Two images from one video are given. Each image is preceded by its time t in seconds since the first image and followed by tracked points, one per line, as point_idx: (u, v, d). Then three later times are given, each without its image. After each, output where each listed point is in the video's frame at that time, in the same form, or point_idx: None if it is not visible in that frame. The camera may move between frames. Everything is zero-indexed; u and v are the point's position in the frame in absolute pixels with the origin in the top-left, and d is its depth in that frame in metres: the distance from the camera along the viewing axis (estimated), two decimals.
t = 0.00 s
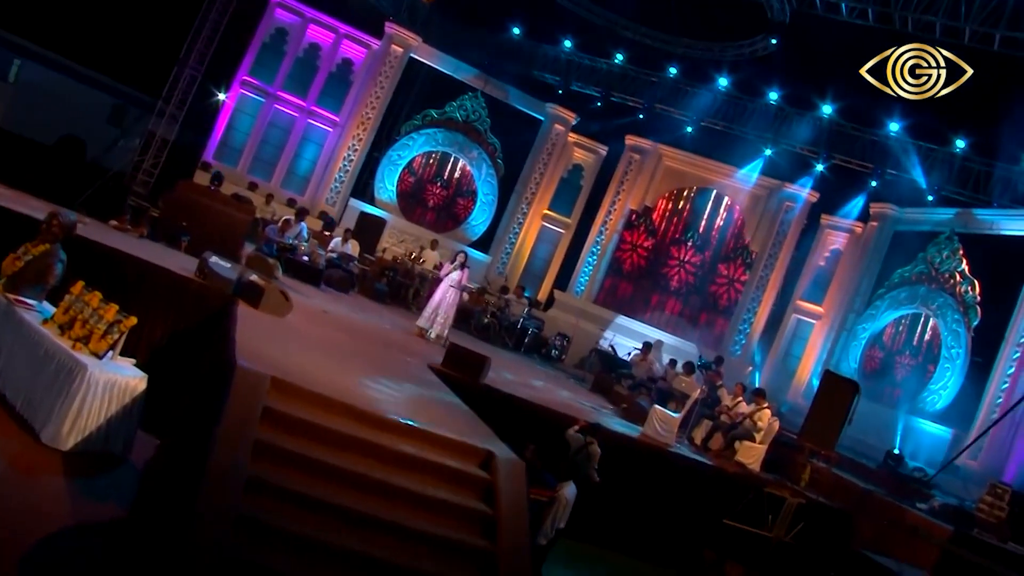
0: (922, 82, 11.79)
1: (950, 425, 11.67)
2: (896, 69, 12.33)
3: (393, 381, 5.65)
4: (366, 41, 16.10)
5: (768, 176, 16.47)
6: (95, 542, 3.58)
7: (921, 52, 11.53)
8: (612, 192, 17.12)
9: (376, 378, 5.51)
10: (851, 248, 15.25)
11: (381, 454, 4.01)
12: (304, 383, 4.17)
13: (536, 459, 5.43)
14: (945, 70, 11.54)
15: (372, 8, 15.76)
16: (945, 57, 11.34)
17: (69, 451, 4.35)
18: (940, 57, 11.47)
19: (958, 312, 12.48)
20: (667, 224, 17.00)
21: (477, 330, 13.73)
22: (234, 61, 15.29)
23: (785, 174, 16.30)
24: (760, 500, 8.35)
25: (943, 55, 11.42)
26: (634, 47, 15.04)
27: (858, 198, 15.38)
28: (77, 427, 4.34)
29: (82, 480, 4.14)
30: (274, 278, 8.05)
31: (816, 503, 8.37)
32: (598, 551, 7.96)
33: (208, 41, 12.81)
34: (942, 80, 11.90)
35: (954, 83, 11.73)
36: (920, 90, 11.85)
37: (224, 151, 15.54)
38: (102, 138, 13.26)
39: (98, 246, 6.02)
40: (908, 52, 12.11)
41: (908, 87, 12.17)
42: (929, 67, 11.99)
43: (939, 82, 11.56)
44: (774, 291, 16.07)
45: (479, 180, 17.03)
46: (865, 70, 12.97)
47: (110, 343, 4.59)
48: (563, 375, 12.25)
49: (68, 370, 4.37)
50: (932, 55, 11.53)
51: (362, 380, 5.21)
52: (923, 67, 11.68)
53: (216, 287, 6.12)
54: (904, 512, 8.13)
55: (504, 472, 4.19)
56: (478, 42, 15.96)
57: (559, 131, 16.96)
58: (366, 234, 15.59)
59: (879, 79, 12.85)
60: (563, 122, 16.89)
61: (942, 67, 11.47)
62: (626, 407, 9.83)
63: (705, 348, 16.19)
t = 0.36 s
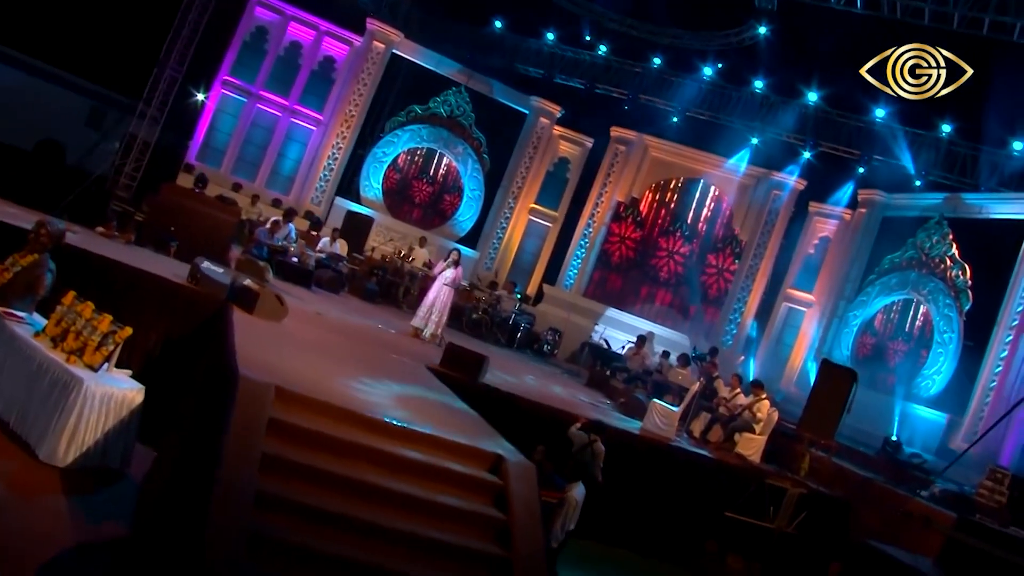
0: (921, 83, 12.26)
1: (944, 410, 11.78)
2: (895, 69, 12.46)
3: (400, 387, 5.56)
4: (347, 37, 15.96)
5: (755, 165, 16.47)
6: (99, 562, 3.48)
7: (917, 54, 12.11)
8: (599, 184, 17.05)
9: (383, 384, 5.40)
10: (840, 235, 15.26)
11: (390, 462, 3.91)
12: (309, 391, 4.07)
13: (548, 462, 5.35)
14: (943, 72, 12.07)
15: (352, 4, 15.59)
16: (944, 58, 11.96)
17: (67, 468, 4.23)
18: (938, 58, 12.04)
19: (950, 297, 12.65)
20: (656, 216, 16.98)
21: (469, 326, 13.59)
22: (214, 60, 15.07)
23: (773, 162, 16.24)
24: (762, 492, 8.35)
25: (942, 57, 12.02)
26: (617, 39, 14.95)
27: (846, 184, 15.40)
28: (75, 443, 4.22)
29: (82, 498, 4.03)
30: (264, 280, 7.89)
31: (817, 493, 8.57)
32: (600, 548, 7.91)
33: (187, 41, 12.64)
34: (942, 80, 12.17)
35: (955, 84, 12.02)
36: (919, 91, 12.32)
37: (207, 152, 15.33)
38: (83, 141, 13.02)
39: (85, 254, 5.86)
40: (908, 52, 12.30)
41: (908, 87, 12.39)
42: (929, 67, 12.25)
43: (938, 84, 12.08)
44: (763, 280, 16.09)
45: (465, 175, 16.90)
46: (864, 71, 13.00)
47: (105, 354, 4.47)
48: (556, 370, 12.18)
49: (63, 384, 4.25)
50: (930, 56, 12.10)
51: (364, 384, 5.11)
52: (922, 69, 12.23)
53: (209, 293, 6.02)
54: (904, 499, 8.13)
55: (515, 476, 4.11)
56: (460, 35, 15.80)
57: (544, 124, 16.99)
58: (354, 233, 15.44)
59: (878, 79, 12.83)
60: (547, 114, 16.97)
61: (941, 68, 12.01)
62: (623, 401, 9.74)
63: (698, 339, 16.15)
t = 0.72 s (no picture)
0: (922, 84, 12.05)
1: (946, 399, 11.85)
2: (895, 70, 12.30)
3: (386, 386, 5.43)
4: (335, 37, 15.79)
5: (750, 156, 16.40)
6: None
7: (918, 53, 12.01)
8: (592, 178, 16.97)
9: (374, 384, 5.32)
10: (836, 225, 15.26)
11: (409, 472, 3.81)
12: (323, 402, 3.97)
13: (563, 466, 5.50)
14: (945, 71, 11.86)
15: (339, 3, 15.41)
16: (945, 58, 11.80)
17: (72, 486, 4.12)
18: (940, 59, 11.87)
19: (948, 284, 12.68)
20: (651, 211, 16.85)
21: (468, 325, 13.41)
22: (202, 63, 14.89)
23: (765, 153, 16.25)
24: (771, 486, 8.31)
25: (944, 56, 11.86)
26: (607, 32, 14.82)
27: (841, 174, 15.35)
28: (80, 460, 4.10)
29: (91, 517, 3.92)
30: (263, 286, 7.76)
31: (823, 485, 8.53)
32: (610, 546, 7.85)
33: (174, 45, 12.53)
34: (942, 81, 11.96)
35: (954, 84, 11.80)
36: (919, 92, 12.11)
37: (196, 156, 15.16)
38: (69, 148, 12.86)
39: (83, 265, 5.73)
40: (909, 52, 12.13)
41: (908, 88, 12.21)
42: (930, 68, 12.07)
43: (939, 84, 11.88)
44: (760, 271, 16.05)
45: (457, 173, 16.77)
46: (864, 71, 12.80)
47: (109, 368, 4.35)
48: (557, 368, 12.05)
49: (67, 401, 4.13)
50: (931, 56, 11.95)
51: (373, 391, 4.99)
52: (923, 69, 12.06)
53: (209, 301, 5.88)
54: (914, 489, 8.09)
55: (534, 482, 4.01)
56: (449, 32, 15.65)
57: (535, 119, 16.74)
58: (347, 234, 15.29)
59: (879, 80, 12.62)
60: (538, 110, 16.72)
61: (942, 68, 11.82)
62: (627, 397, 9.67)
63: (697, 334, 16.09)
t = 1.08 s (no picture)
0: (921, 84, 11.97)
1: (955, 389, 11.83)
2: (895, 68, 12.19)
3: (383, 389, 5.30)
4: (329, 39, 15.66)
5: (749, 149, 16.30)
6: None
7: (919, 53, 11.94)
8: (591, 175, 16.90)
9: (374, 389, 5.15)
10: (837, 217, 15.20)
11: (433, 483, 3.71)
12: (342, 413, 3.86)
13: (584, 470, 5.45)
14: (945, 71, 11.78)
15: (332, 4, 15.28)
16: (946, 58, 11.73)
17: (85, 506, 4.02)
18: (940, 58, 11.80)
19: (953, 274, 12.65)
20: (650, 206, 16.78)
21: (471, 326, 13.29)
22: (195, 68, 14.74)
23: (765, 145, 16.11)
24: (785, 482, 8.26)
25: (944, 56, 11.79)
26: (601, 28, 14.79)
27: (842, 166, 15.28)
28: (92, 480, 4.00)
29: (105, 537, 3.81)
30: (267, 292, 7.65)
31: (836, 480, 8.45)
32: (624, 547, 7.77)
33: (165, 50, 12.48)
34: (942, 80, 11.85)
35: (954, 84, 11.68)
36: (919, 93, 12.03)
37: (192, 162, 15.03)
38: (64, 157, 12.83)
39: (86, 277, 5.61)
40: (908, 52, 12.06)
41: (908, 87, 12.10)
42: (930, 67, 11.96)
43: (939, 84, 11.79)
44: (762, 265, 15.96)
45: (455, 174, 16.66)
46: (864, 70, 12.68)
47: (118, 384, 4.24)
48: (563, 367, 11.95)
49: (77, 418, 4.04)
50: (931, 56, 11.88)
51: (387, 399, 4.88)
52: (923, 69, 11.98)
53: (214, 311, 5.76)
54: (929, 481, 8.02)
55: (560, 489, 3.92)
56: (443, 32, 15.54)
57: (531, 117, 16.65)
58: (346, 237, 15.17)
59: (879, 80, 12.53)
60: (535, 108, 16.64)
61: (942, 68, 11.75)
62: (637, 395, 9.59)
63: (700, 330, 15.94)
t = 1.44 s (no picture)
0: (921, 84, 12.02)
1: (959, 376, 11.81)
2: (895, 68, 12.19)
3: (401, 396, 5.20)
4: (319, 40, 15.53)
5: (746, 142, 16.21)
6: None
7: (919, 53, 11.94)
8: (586, 171, 16.81)
9: (375, 393, 5.01)
10: (834, 208, 15.18)
11: (456, 492, 3.61)
12: (360, 423, 3.76)
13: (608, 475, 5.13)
14: (944, 71, 11.81)
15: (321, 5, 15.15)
16: (946, 58, 11.72)
17: (96, 525, 3.90)
18: (940, 58, 11.79)
19: (955, 261, 12.62)
20: (647, 201, 16.66)
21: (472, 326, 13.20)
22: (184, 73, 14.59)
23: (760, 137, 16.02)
24: (798, 476, 8.23)
25: (944, 56, 11.78)
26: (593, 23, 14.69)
27: (838, 155, 15.23)
28: (102, 498, 3.88)
29: (119, 557, 3.70)
30: (268, 298, 7.53)
31: (849, 472, 8.44)
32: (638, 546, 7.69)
33: (156, 55, 12.34)
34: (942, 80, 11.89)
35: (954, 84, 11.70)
36: (917, 93, 12.11)
37: (184, 168, 14.87)
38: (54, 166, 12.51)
39: (86, 289, 5.49)
40: (908, 52, 12.05)
41: (908, 88, 12.13)
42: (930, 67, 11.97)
43: (939, 84, 11.82)
44: (761, 257, 15.83)
45: (450, 173, 16.54)
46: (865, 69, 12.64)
47: (126, 399, 4.10)
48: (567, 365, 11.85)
49: (86, 435, 3.91)
50: (931, 56, 11.88)
51: (399, 406, 4.76)
52: (922, 68, 12.01)
53: (218, 320, 5.66)
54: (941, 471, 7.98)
55: (585, 493, 3.84)
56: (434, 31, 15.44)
57: (525, 114, 16.55)
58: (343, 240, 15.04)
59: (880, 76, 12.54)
60: (529, 105, 16.55)
61: (942, 68, 11.76)
62: (644, 393, 9.51)
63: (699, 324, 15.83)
